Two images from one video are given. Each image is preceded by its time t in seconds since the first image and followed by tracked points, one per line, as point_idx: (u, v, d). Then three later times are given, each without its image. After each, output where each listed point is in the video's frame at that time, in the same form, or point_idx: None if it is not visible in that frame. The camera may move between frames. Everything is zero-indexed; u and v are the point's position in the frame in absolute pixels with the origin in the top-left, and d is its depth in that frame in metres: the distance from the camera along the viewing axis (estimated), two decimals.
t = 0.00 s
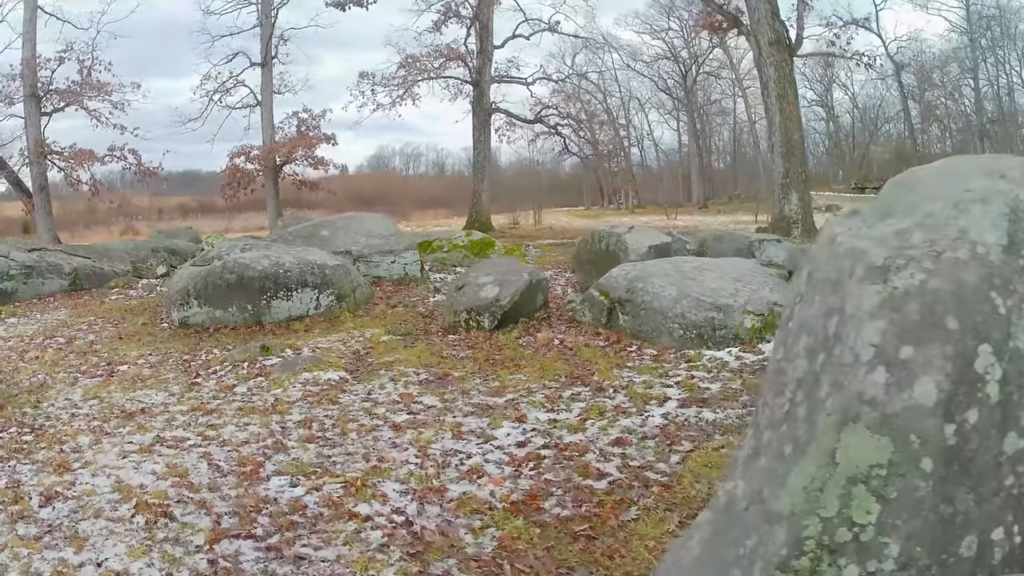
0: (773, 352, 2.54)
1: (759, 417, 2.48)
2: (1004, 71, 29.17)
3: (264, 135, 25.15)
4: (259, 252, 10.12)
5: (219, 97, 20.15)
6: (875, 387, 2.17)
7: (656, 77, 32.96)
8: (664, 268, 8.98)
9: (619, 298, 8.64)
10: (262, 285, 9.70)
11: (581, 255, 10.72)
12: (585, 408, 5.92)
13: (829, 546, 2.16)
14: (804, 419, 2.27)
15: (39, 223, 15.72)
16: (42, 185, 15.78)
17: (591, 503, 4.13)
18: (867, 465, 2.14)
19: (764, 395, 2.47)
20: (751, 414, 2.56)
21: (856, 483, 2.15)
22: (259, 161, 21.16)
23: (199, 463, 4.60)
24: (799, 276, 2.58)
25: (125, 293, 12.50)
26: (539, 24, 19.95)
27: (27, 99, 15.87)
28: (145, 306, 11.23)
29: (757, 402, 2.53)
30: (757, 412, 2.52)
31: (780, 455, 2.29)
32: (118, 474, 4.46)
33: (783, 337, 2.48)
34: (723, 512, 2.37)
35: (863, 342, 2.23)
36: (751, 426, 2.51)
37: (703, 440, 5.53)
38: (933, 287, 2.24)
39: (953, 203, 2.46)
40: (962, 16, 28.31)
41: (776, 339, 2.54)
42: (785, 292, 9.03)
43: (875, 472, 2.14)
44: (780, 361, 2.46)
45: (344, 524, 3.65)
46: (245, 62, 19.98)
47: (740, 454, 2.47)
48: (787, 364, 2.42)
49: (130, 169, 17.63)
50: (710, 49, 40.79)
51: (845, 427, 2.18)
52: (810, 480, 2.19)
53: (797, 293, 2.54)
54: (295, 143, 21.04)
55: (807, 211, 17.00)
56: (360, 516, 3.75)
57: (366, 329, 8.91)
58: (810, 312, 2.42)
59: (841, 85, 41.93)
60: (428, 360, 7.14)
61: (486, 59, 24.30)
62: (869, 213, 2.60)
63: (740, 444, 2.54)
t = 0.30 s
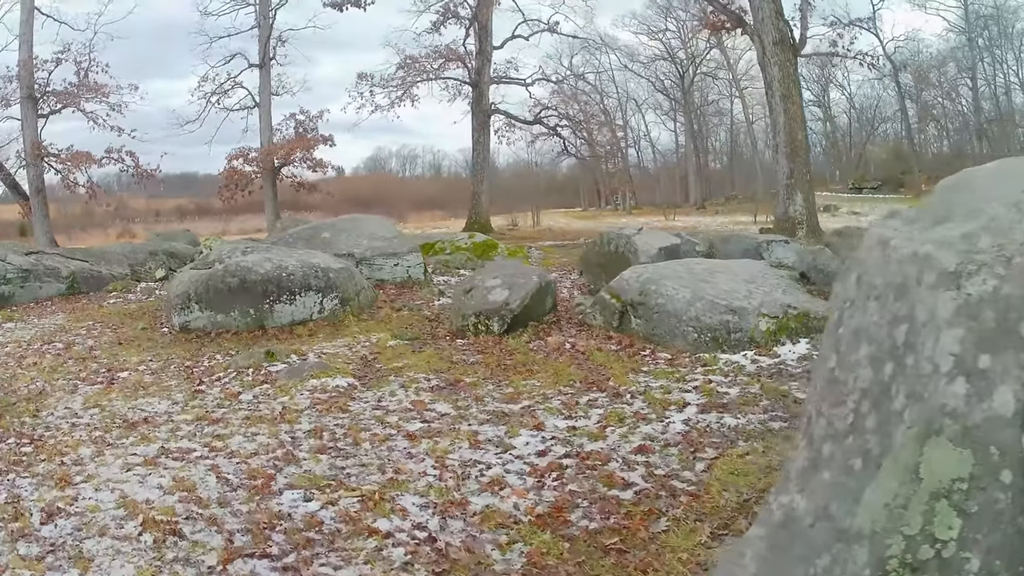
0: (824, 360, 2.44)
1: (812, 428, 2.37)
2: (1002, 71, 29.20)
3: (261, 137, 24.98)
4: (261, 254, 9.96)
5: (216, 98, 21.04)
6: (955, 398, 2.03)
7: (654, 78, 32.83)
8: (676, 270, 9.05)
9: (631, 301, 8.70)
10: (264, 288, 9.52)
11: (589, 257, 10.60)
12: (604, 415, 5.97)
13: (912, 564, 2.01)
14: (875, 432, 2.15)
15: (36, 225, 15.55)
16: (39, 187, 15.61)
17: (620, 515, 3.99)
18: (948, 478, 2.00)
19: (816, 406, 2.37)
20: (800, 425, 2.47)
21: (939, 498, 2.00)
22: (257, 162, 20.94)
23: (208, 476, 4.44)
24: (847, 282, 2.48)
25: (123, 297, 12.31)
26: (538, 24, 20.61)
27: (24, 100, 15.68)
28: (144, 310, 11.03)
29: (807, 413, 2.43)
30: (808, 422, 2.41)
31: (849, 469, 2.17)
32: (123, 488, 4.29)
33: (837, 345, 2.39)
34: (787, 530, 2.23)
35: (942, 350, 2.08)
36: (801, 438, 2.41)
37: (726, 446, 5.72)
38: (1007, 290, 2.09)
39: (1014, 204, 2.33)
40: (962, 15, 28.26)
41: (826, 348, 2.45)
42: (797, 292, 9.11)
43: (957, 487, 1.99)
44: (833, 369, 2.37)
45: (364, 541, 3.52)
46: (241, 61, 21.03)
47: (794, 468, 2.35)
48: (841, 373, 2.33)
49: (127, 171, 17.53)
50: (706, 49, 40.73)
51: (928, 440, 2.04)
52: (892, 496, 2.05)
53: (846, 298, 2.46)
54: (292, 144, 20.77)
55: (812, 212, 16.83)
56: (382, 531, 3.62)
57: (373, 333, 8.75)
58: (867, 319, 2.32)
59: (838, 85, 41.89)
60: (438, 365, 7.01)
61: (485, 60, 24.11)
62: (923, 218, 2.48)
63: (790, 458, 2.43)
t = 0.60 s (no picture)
0: (872, 372, 2.28)
1: (863, 442, 2.20)
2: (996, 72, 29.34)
3: (254, 136, 24.72)
4: (259, 255, 9.77)
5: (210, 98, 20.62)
6: None
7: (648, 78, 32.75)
8: (683, 273, 9.06)
9: (639, 304, 8.65)
10: (263, 290, 9.34)
11: (592, 259, 10.52)
12: (619, 422, 6.03)
13: None
14: (941, 448, 2.00)
15: (28, 225, 15.30)
16: (31, 186, 15.37)
17: (646, 526, 4.25)
18: None
19: (869, 418, 2.21)
20: (846, 436, 2.30)
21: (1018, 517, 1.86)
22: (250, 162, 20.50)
23: (214, 489, 4.32)
24: (893, 293, 2.33)
25: (116, 298, 12.09)
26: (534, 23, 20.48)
27: (15, 98, 15.41)
28: (138, 312, 10.82)
29: (856, 425, 2.26)
30: (859, 435, 2.24)
31: (913, 486, 2.01)
32: (125, 502, 4.16)
33: (887, 356, 2.24)
34: (843, 548, 2.06)
35: (1017, 366, 1.92)
36: (851, 451, 2.23)
37: (745, 452, 5.95)
38: None
39: None
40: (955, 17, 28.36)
41: (874, 359, 2.29)
42: (805, 294, 9.24)
43: None
44: (884, 382, 2.22)
45: (383, 558, 3.61)
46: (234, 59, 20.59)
47: (847, 482, 2.18)
48: (894, 386, 2.18)
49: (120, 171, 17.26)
50: (699, 49, 40.67)
51: (1005, 459, 1.88)
52: (969, 515, 1.90)
53: (892, 308, 2.31)
54: (286, 143, 20.40)
55: (812, 213, 16.78)
56: (401, 548, 3.72)
57: (375, 336, 8.57)
58: (919, 330, 2.18)
59: (832, 86, 41.95)
60: (444, 369, 6.91)
61: (480, 59, 23.92)
62: (972, 226, 2.32)
63: (838, 472, 2.25)
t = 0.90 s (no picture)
0: (930, 389, 1.99)
1: (922, 460, 1.94)
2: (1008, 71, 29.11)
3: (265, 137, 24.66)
4: (275, 259, 9.63)
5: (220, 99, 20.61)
6: None
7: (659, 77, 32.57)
8: (708, 276, 8.86)
9: (665, 309, 8.48)
10: (280, 295, 9.20)
11: (613, 262, 10.37)
12: (651, 431, 5.91)
13: None
14: (1013, 470, 1.77)
15: (39, 227, 15.30)
16: (42, 189, 15.33)
17: (687, 541, 4.11)
18: None
19: (927, 435, 1.95)
20: (900, 452, 2.03)
21: None
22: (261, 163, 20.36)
23: (239, 504, 4.21)
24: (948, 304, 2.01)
25: (129, 301, 11.99)
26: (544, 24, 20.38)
27: (26, 101, 15.38)
28: (151, 316, 10.71)
29: (911, 440, 2.00)
30: (918, 452, 1.97)
31: (985, 506, 1.79)
32: (147, 520, 4.05)
33: (948, 371, 1.94)
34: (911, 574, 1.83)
35: None
36: (910, 467, 1.97)
37: (781, 462, 5.79)
38: None
39: None
40: (967, 16, 28.15)
41: (931, 374, 1.99)
42: (830, 298, 9.06)
43: None
44: (945, 397, 1.93)
45: None
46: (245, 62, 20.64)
47: (909, 500, 1.93)
48: (959, 403, 1.90)
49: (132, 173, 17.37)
50: (709, 49, 40.42)
51: None
52: None
53: (948, 321, 2.00)
54: (297, 144, 20.24)
55: (829, 214, 16.56)
56: (438, 568, 3.62)
57: (395, 342, 8.43)
58: (986, 344, 1.88)
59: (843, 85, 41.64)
60: (468, 378, 6.80)
61: (491, 60, 23.74)
62: None
63: (894, 490, 1.99)
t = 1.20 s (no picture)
0: (979, 397, 1.96)
1: (972, 470, 1.90)
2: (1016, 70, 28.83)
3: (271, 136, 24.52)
4: (284, 259, 9.45)
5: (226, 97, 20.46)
6: None
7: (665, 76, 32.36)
8: (725, 277, 8.66)
9: (683, 310, 8.27)
10: (288, 295, 9.02)
11: (628, 262, 10.17)
12: (674, 436, 5.71)
13: None
14: None
15: (44, 225, 15.18)
16: (46, 187, 15.20)
17: (717, 552, 3.91)
18: None
19: (978, 444, 1.91)
20: (944, 460, 1.98)
21: None
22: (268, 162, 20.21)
23: (249, 513, 4.04)
24: (994, 313, 2.00)
25: (134, 301, 11.85)
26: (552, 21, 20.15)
27: (30, 98, 15.26)
28: (157, 316, 10.55)
29: (958, 450, 1.95)
30: (967, 462, 1.93)
31: None
32: (154, 530, 3.89)
33: (997, 381, 1.92)
34: None
35: None
36: (960, 478, 1.92)
37: (807, 468, 5.58)
38: None
39: None
40: (973, 14, 27.95)
41: (980, 381, 1.97)
42: (849, 300, 8.85)
43: None
44: (996, 407, 1.91)
45: None
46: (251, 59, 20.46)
47: (959, 512, 1.88)
48: (1010, 413, 1.88)
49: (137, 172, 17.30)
50: (716, 48, 40.18)
51: None
52: None
53: (996, 325, 1.99)
54: (303, 143, 20.08)
55: (841, 214, 16.32)
56: None
57: (407, 343, 8.25)
58: None
59: (851, 84, 41.33)
60: (483, 381, 6.62)
61: (499, 57, 23.54)
62: None
63: (941, 501, 1.93)
